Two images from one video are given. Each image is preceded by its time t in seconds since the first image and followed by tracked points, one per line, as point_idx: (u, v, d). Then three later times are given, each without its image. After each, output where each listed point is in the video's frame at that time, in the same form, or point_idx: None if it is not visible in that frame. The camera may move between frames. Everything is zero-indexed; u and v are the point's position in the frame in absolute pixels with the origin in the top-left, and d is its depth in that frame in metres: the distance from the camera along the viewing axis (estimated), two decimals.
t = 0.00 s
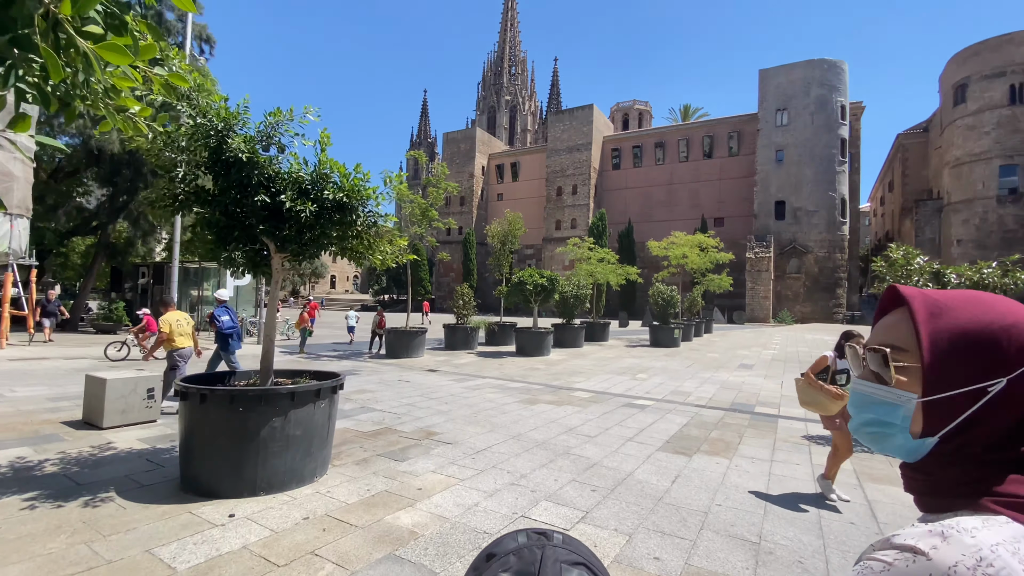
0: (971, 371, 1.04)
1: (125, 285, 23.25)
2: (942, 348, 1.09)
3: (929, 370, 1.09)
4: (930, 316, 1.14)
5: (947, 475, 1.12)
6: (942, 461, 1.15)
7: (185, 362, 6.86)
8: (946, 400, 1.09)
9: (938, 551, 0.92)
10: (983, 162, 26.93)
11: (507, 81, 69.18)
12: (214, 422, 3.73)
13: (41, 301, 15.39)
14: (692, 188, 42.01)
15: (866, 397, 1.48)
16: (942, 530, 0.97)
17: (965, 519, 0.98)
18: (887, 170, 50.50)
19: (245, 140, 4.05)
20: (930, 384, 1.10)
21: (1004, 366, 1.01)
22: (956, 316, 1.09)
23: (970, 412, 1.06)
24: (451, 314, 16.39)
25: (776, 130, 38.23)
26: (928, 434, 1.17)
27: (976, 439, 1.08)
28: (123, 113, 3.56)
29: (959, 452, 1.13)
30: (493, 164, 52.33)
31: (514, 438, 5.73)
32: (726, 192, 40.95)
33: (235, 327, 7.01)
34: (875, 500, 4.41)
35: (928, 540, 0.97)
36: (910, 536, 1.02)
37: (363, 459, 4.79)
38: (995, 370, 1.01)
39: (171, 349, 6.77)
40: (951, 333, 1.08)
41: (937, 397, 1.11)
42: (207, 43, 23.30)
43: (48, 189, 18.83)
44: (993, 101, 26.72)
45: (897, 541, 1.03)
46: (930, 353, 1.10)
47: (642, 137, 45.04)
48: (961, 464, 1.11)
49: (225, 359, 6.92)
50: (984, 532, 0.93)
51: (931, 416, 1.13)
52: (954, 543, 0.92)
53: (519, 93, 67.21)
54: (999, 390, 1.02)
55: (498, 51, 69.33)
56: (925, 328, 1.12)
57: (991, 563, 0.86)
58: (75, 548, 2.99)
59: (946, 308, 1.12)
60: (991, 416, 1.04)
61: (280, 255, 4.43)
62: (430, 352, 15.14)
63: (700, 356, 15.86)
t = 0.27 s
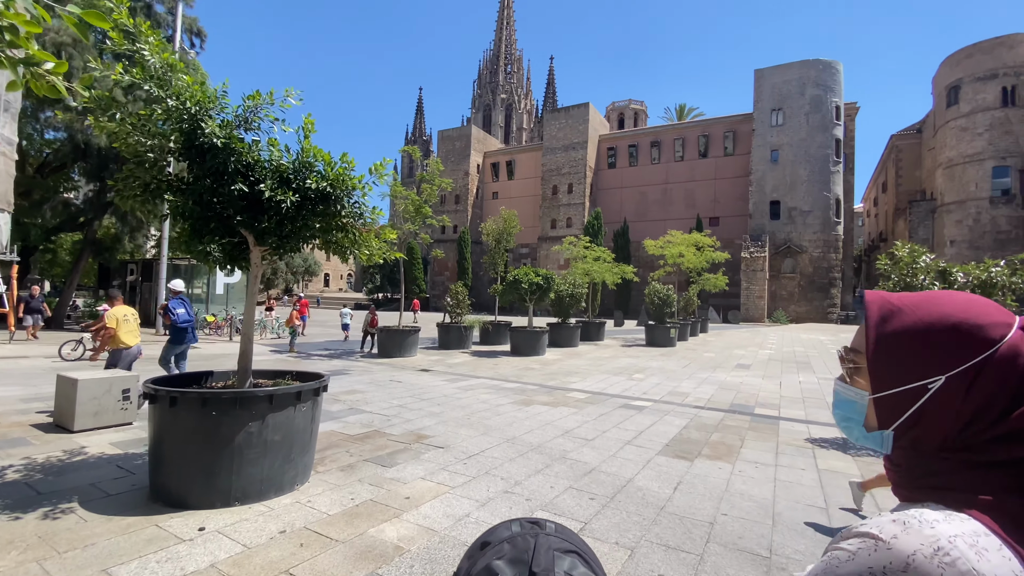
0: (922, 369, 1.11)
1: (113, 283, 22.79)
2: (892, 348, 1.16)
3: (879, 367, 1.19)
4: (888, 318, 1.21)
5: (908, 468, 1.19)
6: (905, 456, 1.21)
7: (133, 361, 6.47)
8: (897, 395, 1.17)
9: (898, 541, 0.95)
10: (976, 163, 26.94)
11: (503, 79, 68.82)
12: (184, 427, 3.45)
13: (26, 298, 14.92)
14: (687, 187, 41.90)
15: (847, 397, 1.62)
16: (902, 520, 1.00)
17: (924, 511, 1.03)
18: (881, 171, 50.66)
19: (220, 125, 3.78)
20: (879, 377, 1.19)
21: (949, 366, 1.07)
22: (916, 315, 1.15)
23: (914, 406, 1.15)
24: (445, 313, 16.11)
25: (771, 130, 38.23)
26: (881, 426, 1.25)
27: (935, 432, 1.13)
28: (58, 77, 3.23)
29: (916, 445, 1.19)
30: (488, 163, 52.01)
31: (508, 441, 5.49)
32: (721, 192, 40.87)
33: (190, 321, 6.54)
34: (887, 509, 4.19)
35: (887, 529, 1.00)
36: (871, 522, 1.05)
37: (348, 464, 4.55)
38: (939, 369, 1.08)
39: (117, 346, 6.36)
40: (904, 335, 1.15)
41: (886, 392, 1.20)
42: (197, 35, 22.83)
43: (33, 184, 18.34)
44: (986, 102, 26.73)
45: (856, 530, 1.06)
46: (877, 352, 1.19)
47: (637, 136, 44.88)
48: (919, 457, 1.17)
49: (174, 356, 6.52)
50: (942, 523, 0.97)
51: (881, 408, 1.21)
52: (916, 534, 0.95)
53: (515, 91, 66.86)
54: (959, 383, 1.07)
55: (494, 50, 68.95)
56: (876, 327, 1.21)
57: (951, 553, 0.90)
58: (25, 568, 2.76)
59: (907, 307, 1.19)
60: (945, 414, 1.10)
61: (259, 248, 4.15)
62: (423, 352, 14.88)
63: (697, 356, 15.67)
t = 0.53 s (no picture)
0: (904, 349, 1.09)
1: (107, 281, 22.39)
2: (876, 328, 1.14)
3: (863, 345, 1.16)
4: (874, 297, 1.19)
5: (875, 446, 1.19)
6: (882, 437, 1.18)
7: (79, 363, 5.99)
8: (872, 376, 1.17)
9: (863, 514, 0.97)
10: (977, 165, 26.92)
11: (500, 79, 68.62)
12: (157, 435, 3.16)
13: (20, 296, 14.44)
14: (685, 189, 41.78)
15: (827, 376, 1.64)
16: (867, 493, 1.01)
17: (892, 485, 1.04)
18: (877, 174, 50.80)
19: (199, 110, 3.51)
20: (861, 357, 1.18)
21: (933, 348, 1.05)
22: (908, 296, 1.12)
23: (892, 386, 1.13)
24: (440, 313, 15.84)
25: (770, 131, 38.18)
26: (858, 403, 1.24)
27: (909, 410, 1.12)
28: None
29: (895, 425, 1.17)
30: (485, 163, 51.73)
31: (505, 448, 5.25)
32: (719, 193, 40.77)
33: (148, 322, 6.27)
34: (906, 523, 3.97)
35: (855, 502, 1.01)
36: (838, 500, 1.06)
37: (336, 473, 4.29)
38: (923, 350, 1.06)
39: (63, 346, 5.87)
40: (890, 314, 1.12)
41: (864, 371, 1.19)
42: (192, 31, 22.47)
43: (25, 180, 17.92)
44: (989, 103, 26.70)
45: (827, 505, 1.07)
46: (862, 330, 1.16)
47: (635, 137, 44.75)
48: (895, 440, 1.15)
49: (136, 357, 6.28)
50: (908, 497, 0.98)
51: (861, 386, 1.19)
52: (879, 506, 0.97)
53: (513, 91, 66.66)
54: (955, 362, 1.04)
55: (492, 50, 68.74)
56: (866, 305, 1.19)
57: (914, 525, 0.91)
58: None
59: (901, 286, 1.16)
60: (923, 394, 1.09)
61: (240, 243, 3.88)
62: (418, 353, 14.60)
63: (695, 358, 15.47)
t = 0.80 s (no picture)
0: (889, 403, 1.10)
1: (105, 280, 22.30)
2: (867, 370, 1.16)
3: (857, 391, 1.18)
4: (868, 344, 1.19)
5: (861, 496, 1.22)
6: (869, 487, 1.22)
7: (28, 357, 5.82)
8: (861, 424, 1.19)
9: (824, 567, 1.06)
10: (983, 164, 26.65)
11: (501, 79, 68.48)
12: (133, 446, 2.91)
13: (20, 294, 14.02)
14: (687, 188, 41.49)
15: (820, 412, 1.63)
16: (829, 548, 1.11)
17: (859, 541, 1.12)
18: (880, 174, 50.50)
19: (183, 94, 3.19)
20: (855, 406, 1.19)
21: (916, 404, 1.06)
22: (900, 347, 1.12)
23: (878, 437, 1.15)
24: (441, 313, 15.59)
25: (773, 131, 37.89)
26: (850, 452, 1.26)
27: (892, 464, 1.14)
28: None
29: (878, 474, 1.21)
30: (487, 162, 51.50)
31: (508, 456, 4.99)
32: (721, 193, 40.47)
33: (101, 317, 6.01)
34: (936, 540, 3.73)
35: (820, 555, 1.10)
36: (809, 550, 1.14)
37: (330, 484, 4.04)
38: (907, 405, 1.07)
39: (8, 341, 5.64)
40: (878, 362, 1.13)
41: (853, 420, 1.21)
42: (192, 28, 22.25)
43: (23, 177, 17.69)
44: (996, 103, 26.41)
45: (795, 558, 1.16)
46: (848, 376, 1.20)
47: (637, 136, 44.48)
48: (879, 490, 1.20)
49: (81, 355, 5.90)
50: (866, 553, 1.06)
51: (850, 435, 1.23)
52: (839, 560, 1.06)
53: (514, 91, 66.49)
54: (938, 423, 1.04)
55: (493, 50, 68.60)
56: (859, 351, 1.19)
57: None
58: None
59: (893, 334, 1.16)
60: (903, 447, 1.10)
61: (226, 239, 3.61)
62: (418, 353, 14.36)
63: (700, 360, 15.22)
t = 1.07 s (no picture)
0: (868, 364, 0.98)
1: (111, 279, 22.65)
2: (851, 331, 1.03)
3: (839, 350, 1.05)
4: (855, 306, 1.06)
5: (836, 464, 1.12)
6: (844, 449, 1.08)
7: None
8: (839, 387, 1.07)
9: (778, 525, 0.94)
10: (999, 163, 25.95)
11: (509, 78, 68.18)
12: (109, 453, 2.68)
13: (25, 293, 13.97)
14: (697, 187, 40.96)
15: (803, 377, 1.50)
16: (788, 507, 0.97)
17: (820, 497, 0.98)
18: (894, 172, 49.63)
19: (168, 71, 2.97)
20: (834, 367, 1.08)
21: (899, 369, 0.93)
22: (889, 307, 0.98)
23: (855, 399, 1.03)
24: (447, 312, 15.35)
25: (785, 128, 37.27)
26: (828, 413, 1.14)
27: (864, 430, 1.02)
28: None
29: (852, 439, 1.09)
30: (494, 161, 51.25)
31: (517, 462, 4.72)
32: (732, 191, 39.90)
33: (54, 315, 5.79)
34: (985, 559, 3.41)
35: (777, 512, 0.98)
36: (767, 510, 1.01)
37: (327, 493, 3.79)
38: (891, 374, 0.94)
39: None
40: (863, 323, 1.00)
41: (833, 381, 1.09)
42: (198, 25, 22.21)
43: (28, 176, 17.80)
44: (1012, 99, 25.68)
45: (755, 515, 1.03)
46: (830, 335, 1.08)
47: (647, 134, 44.00)
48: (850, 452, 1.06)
49: (42, 355, 5.70)
50: (826, 509, 0.93)
51: (827, 394, 1.11)
52: (795, 517, 0.93)
53: (522, 90, 66.16)
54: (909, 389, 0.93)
55: (501, 48, 68.32)
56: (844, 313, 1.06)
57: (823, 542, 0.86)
58: None
59: (882, 293, 1.02)
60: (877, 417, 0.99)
61: (214, 231, 3.36)
62: (424, 353, 14.13)
63: (713, 361, 14.85)
